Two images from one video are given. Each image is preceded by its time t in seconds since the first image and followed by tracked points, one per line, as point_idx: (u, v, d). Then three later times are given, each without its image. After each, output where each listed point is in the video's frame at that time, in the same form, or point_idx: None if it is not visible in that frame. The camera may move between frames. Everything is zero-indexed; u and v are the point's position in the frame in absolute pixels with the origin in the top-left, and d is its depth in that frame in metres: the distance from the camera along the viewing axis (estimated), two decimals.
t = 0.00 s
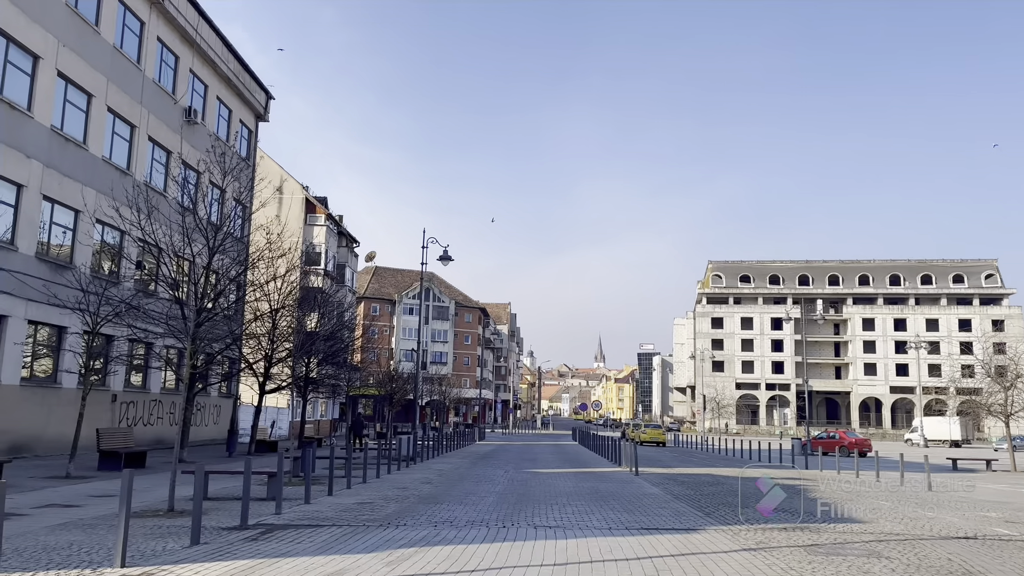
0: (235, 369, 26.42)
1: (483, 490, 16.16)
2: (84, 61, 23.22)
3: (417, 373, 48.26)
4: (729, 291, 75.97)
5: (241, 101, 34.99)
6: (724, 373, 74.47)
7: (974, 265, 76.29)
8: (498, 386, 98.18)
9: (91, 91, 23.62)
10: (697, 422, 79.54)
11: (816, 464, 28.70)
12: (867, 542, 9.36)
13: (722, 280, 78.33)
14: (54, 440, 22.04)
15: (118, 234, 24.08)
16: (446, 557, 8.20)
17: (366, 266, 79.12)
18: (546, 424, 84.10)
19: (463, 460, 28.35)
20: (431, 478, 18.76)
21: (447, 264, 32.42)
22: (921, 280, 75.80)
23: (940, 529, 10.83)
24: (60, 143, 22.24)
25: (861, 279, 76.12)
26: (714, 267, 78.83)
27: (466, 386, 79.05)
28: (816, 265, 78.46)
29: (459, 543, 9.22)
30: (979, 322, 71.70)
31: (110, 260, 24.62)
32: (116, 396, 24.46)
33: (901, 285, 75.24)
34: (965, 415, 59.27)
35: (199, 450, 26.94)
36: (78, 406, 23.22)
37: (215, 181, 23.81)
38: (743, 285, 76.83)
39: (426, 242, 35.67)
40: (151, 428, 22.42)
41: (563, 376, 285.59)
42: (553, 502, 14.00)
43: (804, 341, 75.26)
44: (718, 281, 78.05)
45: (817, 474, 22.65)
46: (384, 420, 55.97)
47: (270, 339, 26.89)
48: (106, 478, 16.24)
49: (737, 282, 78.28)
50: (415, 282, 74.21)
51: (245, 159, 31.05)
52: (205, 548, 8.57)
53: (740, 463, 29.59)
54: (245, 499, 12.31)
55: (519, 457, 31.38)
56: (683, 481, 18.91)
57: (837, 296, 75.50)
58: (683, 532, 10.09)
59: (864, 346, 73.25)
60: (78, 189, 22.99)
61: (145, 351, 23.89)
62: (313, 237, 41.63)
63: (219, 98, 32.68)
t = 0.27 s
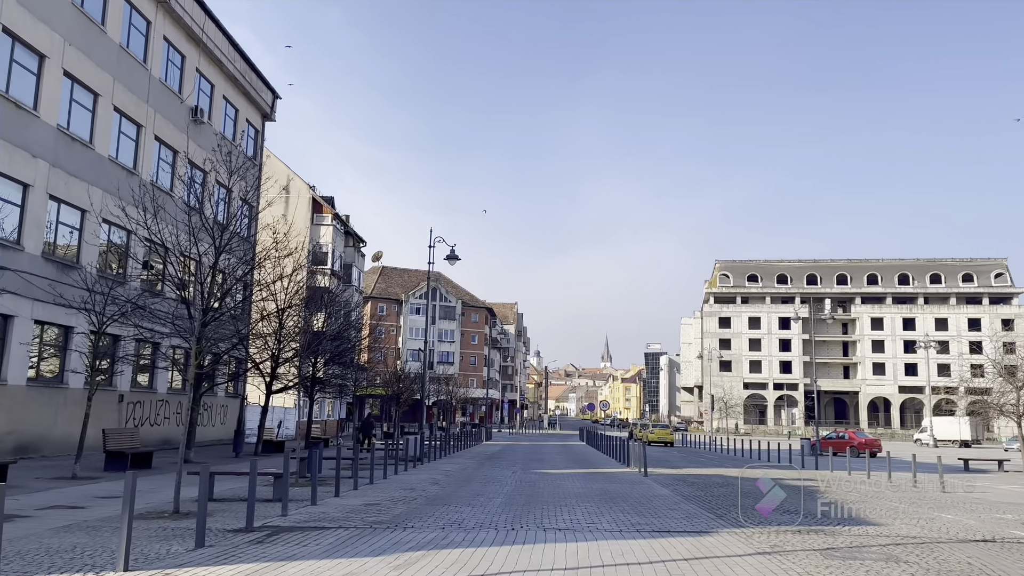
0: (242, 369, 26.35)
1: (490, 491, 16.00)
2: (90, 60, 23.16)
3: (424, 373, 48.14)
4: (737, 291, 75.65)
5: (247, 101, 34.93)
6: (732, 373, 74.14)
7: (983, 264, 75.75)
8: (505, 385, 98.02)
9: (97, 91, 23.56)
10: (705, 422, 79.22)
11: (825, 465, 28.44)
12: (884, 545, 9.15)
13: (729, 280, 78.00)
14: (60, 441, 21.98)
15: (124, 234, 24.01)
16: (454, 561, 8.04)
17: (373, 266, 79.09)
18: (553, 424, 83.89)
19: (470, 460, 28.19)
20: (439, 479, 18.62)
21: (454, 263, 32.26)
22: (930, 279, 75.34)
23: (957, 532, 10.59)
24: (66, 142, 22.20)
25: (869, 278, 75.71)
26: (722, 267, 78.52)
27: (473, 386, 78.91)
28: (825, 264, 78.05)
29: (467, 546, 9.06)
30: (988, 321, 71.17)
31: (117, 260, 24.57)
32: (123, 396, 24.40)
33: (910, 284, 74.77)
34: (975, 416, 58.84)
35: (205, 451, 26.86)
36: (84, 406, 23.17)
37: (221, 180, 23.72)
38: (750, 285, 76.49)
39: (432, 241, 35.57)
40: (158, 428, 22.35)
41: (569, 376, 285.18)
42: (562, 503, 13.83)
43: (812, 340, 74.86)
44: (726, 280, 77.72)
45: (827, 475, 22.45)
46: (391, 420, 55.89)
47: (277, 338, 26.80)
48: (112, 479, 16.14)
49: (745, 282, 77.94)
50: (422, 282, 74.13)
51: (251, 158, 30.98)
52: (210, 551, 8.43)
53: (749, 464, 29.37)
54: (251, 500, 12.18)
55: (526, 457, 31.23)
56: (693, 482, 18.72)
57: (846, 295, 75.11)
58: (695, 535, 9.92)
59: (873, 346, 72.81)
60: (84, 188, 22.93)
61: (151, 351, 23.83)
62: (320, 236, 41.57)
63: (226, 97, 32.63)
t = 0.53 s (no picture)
0: (244, 368, 26.24)
1: (494, 491, 15.85)
2: (92, 58, 23.06)
3: (427, 372, 48.00)
4: (741, 290, 75.40)
5: (250, 99, 34.83)
6: (735, 373, 73.90)
7: (988, 263, 75.40)
8: (508, 385, 97.87)
9: (100, 90, 23.50)
10: (708, 422, 78.99)
11: (830, 465, 28.25)
12: (894, 547, 8.99)
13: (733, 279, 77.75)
14: (62, 440, 21.89)
15: (126, 232, 23.91)
16: (458, 562, 7.89)
17: (376, 266, 78.98)
18: (556, 424, 83.71)
19: (474, 460, 28.12)
20: (441, 479, 18.47)
21: (456, 262, 32.07)
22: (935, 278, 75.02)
23: (968, 532, 10.39)
24: (67, 141, 22.11)
25: (873, 277, 75.43)
26: (725, 266, 78.26)
27: (476, 385, 78.78)
28: (829, 264, 77.72)
29: (469, 547, 8.92)
30: (993, 320, 70.85)
31: (119, 259, 24.47)
32: (125, 395, 24.31)
33: (914, 284, 74.45)
34: (980, 415, 58.55)
35: (207, 451, 26.76)
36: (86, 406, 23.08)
37: (223, 179, 23.59)
38: (754, 284, 76.22)
39: (435, 240, 35.43)
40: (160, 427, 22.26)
41: (573, 377, 284.91)
42: (567, 503, 13.68)
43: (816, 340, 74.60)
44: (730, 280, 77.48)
45: (833, 475, 22.24)
46: (394, 419, 55.77)
47: (279, 337, 26.70)
48: (113, 478, 16.03)
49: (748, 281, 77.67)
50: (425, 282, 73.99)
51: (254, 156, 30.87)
52: (208, 552, 8.30)
53: (753, 464, 29.21)
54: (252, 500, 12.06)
55: (529, 457, 31.04)
56: (698, 482, 18.55)
57: (850, 294, 74.82)
58: (702, 536, 9.75)
59: (877, 345, 72.53)
60: (85, 187, 22.84)
61: (154, 350, 23.74)
62: (322, 236, 41.46)
63: (228, 96, 32.52)
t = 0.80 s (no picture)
0: (241, 367, 26.08)
1: (492, 491, 15.70)
2: (87, 56, 22.89)
3: (426, 372, 47.83)
4: (740, 290, 75.26)
5: (247, 98, 34.68)
6: (734, 373, 73.77)
7: (988, 262, 75.28)
8: (507, 385, 97.72)
9: (95, 87, 23.32)
10: (708, 422, 78.88)
11: (830, 465, 28.13)
12: (898, 548, 8.82)
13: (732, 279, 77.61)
14: (57, 440, 21.71)
15: (122, 231, 23.74)
16: (454, 564, 7.73)
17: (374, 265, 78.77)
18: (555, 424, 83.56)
19: (473, 460, 28.00)
20: (439, 479, 18.32)
21: (454, 260, 31.90)
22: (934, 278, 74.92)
23: (971, 533, 10.24)
24: (62, 138, 21.93)
25: (873, 277, 75.31)
26: (725, 266, 78.11)
27: (475, 385, 78.64)
28: (828, 264, 77.54)
29: (466, 548, 8.76)
30: (993, 320, 70.76)
31: (115, 258, 24.31)
32: (121, 395, 24.15)
33: (914, 284, 74.33)
34: (980, 415, 58.41)
35: (204, 451, 26.60)
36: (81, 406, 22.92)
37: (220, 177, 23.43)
38: (753, 284, 76.07)
39: (433, 239, 35.23)
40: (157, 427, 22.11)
41: (572, 376, 284.72)
42: (565, 504, 13.53)
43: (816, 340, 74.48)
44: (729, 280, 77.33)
45: (834, 475, 22.08)
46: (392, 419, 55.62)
47: (277, 337, 26.53)
48: (106, 479, 15.85)
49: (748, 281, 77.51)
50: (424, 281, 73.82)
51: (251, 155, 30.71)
52: (199, 554, 8.14)
53: (752, 464, 29.08)
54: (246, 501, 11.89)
55: (528, 457, 30.87)
56: (698, 483, 18.41)
57: (849, 294, 74.69)
58: (702, 538, 9.60)
59: (877, 345, 72.42)
60: (81, 185, 22.67)
61: (150, 349, 23.58)
62: (320, 235, 41.30)
63: (225, 94, 32.36)
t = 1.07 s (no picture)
0: (232, 368, 25.89)
1: (484, 494, 15.53)
2: (76, 53, 22.65)
3: (419, 372, 47.61)
4: (734, 290, 75.22)
5: (239, 97, 34.44)
6: (729, 373, 73.71)
7: (981, 263, 75.36)
8: (501, 385, 97.53)
9: (84, 85, 23.09)
10: (702, 422, 78.82)
11: (823, 466, 28.01)
12: (893, 553, 8.67)
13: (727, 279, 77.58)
14: (45, 441, 21.50)
15: (111, 230, 23.53)
16: (441, 570, 7.57)
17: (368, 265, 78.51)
18: (550, 424, 83.41)
19: (465, 461, 27.82)
20: (430, 481, 18.15)
21: (448, 260, 31.69)
22: (928, 279, 75.02)
23: (967, 537, 10.11)
24: (51, 136, 21.70)
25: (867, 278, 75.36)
26: (719, 267, 78.05)
27: (469, 386, 78.43)
28: (822, 264, 77.53)
29: (454, 554, 8.59)
30: (986, 320, 70.86)
31: (104, 258, 24.07)
32: (110, 396, 23.91)
33: (907, 284, 74.38)
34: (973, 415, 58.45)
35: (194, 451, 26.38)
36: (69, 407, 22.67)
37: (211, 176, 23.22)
38: (747, 284, 76.04)
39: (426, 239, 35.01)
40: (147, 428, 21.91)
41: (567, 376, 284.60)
42: (557, 507, 13.37)
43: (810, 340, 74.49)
44: (723, 280, 77.28)
45: (829, 476, 21.94)
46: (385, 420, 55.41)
47: (268, 337, 26.31)
48: (93, 481, 15.64)
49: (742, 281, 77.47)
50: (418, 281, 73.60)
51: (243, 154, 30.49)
52: (181, 560, 7.96)
53: (746, 465, 28.97)
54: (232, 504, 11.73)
55: (521, 458, 30.75)
56: (691, 484, 18.27)
57: (843, 295, 74.71)
58: (695, 542, 9.44)
59: (871, 346, 72.46)
60: (69, 183, 22.44)
61: (139, 350, 23.37)
62: (313, 234, 41.07)
63: (217, 93, 32.12)
